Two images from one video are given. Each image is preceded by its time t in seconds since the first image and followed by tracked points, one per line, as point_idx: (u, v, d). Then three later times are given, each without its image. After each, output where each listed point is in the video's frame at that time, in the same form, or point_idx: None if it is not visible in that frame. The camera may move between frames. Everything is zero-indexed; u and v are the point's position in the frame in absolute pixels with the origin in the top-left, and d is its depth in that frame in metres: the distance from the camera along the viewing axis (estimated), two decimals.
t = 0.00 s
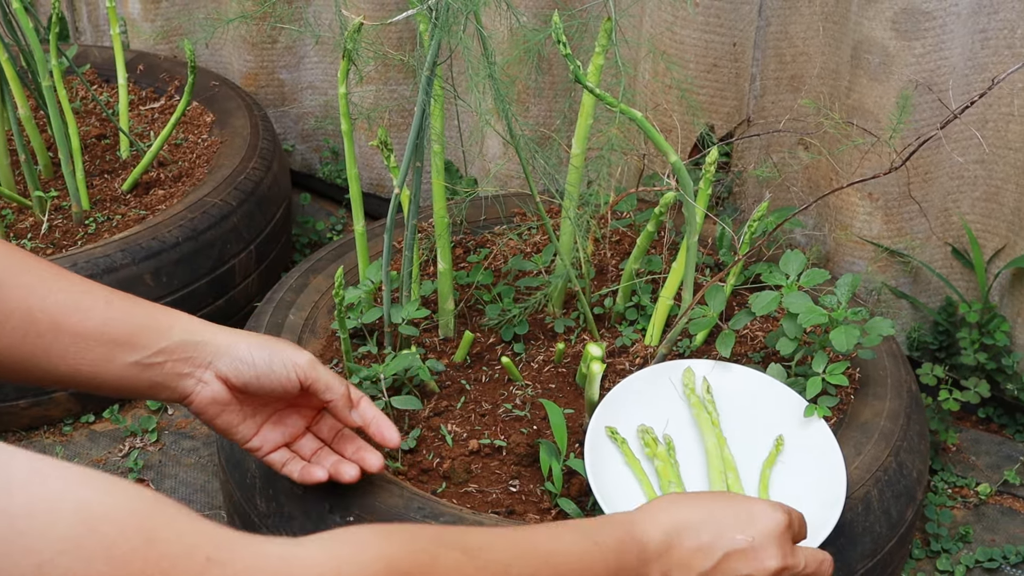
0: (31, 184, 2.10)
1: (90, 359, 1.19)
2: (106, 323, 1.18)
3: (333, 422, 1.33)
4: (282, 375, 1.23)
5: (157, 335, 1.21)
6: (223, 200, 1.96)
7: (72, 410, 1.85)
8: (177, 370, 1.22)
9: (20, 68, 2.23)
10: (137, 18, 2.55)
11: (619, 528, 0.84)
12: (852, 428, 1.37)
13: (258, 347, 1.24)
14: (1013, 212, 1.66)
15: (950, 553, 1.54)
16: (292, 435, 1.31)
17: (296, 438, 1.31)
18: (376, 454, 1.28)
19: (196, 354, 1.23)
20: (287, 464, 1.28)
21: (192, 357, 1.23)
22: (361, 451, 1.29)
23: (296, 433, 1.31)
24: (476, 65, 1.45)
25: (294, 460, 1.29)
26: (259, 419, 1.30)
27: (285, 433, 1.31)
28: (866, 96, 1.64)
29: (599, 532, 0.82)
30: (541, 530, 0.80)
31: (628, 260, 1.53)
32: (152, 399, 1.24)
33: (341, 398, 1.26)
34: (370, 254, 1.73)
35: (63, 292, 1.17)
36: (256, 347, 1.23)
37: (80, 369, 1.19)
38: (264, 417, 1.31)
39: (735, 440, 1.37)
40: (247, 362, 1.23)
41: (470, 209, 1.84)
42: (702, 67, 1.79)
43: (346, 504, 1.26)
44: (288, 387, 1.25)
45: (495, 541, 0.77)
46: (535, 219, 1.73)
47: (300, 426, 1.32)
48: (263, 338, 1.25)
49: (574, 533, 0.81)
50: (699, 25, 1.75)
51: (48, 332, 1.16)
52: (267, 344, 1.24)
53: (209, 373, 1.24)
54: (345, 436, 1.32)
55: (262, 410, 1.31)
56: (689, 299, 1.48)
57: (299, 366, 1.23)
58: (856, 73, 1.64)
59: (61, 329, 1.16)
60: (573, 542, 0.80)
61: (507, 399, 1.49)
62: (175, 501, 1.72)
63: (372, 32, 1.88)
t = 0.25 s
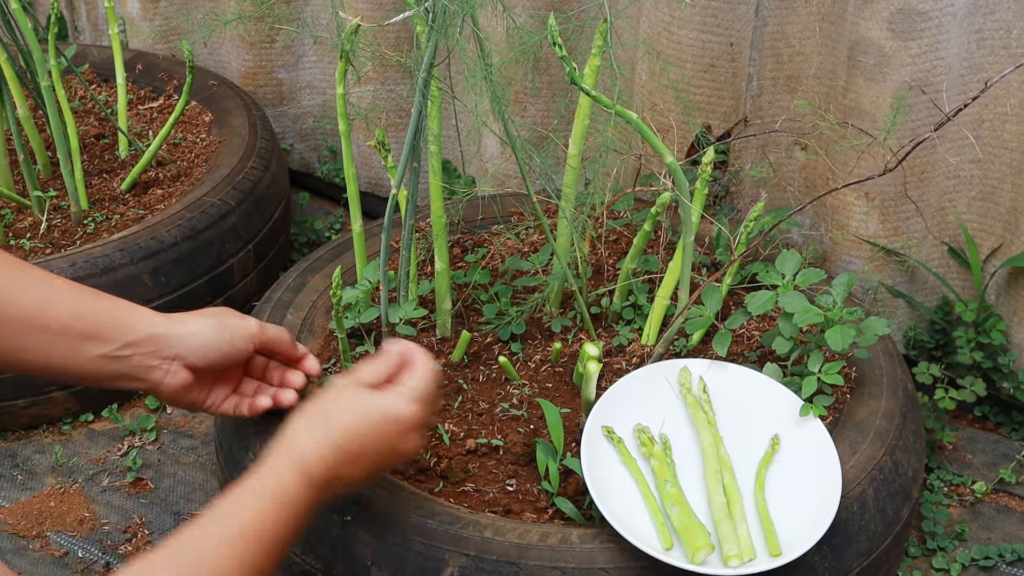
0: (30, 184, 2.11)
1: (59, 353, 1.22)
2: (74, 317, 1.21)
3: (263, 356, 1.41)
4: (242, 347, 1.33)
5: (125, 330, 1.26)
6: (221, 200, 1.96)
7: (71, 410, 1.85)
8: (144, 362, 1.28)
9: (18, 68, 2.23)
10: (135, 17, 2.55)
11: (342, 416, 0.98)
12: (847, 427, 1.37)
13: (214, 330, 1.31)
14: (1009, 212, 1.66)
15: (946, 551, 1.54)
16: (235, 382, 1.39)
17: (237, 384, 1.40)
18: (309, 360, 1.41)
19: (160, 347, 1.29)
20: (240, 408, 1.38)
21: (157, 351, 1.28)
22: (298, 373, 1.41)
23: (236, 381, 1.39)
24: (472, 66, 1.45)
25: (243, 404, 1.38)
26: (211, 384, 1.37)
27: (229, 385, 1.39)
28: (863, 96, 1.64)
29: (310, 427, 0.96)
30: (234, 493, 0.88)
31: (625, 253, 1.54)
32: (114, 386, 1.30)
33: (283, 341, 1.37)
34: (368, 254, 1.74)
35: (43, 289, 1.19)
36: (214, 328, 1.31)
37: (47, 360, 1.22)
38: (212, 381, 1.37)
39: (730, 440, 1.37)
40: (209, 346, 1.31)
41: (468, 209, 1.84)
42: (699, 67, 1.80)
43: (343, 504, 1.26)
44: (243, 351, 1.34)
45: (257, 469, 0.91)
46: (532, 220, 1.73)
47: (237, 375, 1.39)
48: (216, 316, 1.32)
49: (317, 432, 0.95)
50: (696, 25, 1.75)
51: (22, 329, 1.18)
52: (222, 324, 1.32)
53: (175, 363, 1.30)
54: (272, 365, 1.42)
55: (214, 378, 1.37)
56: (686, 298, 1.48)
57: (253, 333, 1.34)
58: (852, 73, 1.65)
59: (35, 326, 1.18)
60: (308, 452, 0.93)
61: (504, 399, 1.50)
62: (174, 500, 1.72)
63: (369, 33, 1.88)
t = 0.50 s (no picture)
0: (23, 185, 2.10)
1: (21, 334, 1.27)
2: (33, 298, 1.26)
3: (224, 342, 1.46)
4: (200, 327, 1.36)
5: (83, 310, 1.30)
6: (216, 200, 1.96)
7: (64, 411, 1.85)
8: (105, 342, 1.32)
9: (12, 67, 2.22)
10: (129, 16, 2.54)
11: (304, 364, 1.32)
12: (840, 427, 1.37)
13: (171, 311, 1.35)
14: (1002, 211, 1.66)
15: (939, 551, 1.54)
16: (198, 367, 1.44)
17: (200, 368, 1.44)
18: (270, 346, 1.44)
19: (120, 327, 1.33)
20: (206, 391, 1.42)
21: (117, 330, 1.32)
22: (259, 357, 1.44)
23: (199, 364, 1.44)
24: (464, 67, 1.44)
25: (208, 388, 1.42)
26: (173, 365, 1.41)
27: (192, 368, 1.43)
28: (856, 95, 1.64)
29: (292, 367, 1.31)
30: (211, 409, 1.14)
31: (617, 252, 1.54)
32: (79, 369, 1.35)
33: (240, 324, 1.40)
34: (362, 254, 1.73)
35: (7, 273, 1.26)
36: (171, 308, 1.35)
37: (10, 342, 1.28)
38: (175, 363, 1.41)
39: (723, 441, 1.37)
40: (167, 325, 1.34)
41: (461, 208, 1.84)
42: (693, 65, 1.80)
43: (336, 505, 1.26)
44: (203, 331, 1.37)
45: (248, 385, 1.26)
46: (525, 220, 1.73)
47: (200, 359, 1.44)
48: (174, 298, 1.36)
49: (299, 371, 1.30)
50: (690, 24, 1.75)
51: None
52: (179, 305, 1.35)
53: (135, 342, 1.34)
54: (234, 350, 1.46)
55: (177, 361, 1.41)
56: (679, 299, 1.47)
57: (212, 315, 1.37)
58: (846, 71, 1.64)
59: None
60: (265, 400, 1.21)
61: (497, 400, 1.49)
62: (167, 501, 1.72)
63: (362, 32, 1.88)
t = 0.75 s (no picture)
0: (14, 187, 2.09)
1: (15, 339, 1.26)
2: (27, 303, 1.26)
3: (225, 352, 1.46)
4: (198, 334, 1.35)
5: (78, 316, 1.30)
6: (207, 200, 1.95)
7: (57, 413, 1.84)
8: (100, 348, 1.31)
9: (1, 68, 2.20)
10: (118, 18, 2.53)
11: (312, 368, 1.31)
12: (836, 424, 1.37)
13: (169, 318, 1.34)
14: (996, 206, 1.66)
15: (936, 547, 1.54)
16: (199, 376, 1.44)
17: (201, 377, 1.44)
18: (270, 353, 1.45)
19: (117, 332, 1.32)
20: (208, 401, 1.42)
21: (114, 336, 1.31)
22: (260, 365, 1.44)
23: (201, 374, 1.44)
24: (456, 66, 1.44)
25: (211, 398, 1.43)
26: (173, 373, 1.40)
27: (194, 377, 1.43)
28: (849, 92, 1.64)
29: (301, 371, 1.29)
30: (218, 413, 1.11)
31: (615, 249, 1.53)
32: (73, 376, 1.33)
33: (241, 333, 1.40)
34: (355, 255, 1.73)
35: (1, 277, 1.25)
36: (169, 316, 1.34)
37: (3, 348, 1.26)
38: (175, 371, 1.41)
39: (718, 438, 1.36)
40: (164, 332, 1.33)
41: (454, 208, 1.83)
42: (685, 63, 1.79)
43: (332, 507, 1.25)
44: (202, 339, 1.36)
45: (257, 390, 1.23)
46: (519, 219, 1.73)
47: (202, 368, 1.44)
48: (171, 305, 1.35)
49: (310, 375, 1.29)
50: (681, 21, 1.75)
51: None
52: (177, 313, 1.34)
53: (132, 348, 1.33)
54: (235, 361, 1.47)
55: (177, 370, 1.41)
56: (674, 297, 1.47)
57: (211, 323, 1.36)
58: (838, 68, 1.64)
59: None
60: (275, 401, 1.20)
61: (492, 399, 1.49)
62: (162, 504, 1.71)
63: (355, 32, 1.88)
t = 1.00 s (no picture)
0: (10, 186, 2.08)
1: (14, 342, 1.25)
2: (27, 306, 1.25)
3: (225, 356, 1.46)
4: (198, 339, 1.35)
5: (78, 318, 1.29)
6: (205, 199, 1.94)
7: (54, 413, 1.83)
8: (100, 351, 1.30)
9: None
10: (115, 16, 2.52)
11: (307, 363, 1.31)
12: (835, 422, 1.37)
13: (169, 322, 1.34)
14: (993, 204, 1.66)
15: (934, 545, 1.54)
16: (199, 380, 1.44)
17: (201, 381, 1.44)
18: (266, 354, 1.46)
19: (117, 336, 1.31)
20: (207, 405, 1.43)
21: (114, 339, 1.31)
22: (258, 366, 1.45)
23: (200, 377, 1.44)
24: (454, 65, 1.44)
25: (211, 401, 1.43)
26: (173, 377, 1.40)
27: (194, 381, 1.43)
28: (846, 90, 1.64)
29: (299, 367, 1.29)
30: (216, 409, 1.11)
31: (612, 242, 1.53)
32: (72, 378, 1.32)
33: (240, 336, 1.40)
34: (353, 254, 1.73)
35: None
36: (169, 320, 1.34)
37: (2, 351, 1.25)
38: (175, 374, 1.40)
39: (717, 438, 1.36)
40: (164, 336, 1.33)
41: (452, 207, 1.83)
42: (682, 61, 1.81)
43: (330, 507, 1.25)
44: (202, 343, 1.36)
45: (254, 387, 1.23)
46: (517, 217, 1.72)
47: (201, 372, 1.44)
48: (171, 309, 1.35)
49: (307, 371, 1.29)
50: (679, 20, 1.76)
51: None
52: (177, 316, 1.34)
53: (132, 351, 1.33)
54: (235, 365, 1.47)
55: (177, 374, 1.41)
56: (672, 295, 1.47)
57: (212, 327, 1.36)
58: (835, 66, 1.64)
59: None
60: (272, 395, 1.19)
61: (491, 398, 1.49)
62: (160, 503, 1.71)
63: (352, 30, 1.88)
